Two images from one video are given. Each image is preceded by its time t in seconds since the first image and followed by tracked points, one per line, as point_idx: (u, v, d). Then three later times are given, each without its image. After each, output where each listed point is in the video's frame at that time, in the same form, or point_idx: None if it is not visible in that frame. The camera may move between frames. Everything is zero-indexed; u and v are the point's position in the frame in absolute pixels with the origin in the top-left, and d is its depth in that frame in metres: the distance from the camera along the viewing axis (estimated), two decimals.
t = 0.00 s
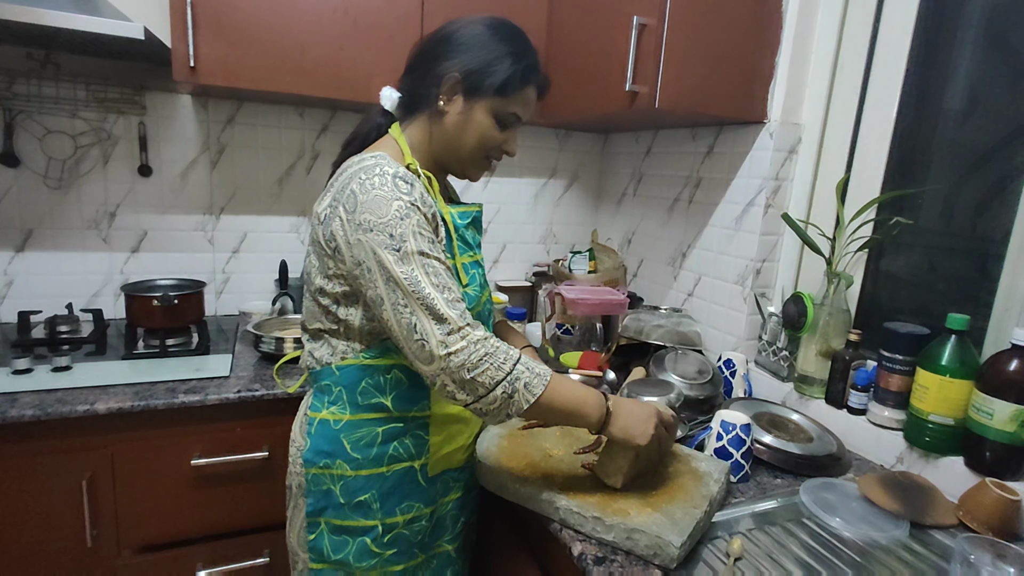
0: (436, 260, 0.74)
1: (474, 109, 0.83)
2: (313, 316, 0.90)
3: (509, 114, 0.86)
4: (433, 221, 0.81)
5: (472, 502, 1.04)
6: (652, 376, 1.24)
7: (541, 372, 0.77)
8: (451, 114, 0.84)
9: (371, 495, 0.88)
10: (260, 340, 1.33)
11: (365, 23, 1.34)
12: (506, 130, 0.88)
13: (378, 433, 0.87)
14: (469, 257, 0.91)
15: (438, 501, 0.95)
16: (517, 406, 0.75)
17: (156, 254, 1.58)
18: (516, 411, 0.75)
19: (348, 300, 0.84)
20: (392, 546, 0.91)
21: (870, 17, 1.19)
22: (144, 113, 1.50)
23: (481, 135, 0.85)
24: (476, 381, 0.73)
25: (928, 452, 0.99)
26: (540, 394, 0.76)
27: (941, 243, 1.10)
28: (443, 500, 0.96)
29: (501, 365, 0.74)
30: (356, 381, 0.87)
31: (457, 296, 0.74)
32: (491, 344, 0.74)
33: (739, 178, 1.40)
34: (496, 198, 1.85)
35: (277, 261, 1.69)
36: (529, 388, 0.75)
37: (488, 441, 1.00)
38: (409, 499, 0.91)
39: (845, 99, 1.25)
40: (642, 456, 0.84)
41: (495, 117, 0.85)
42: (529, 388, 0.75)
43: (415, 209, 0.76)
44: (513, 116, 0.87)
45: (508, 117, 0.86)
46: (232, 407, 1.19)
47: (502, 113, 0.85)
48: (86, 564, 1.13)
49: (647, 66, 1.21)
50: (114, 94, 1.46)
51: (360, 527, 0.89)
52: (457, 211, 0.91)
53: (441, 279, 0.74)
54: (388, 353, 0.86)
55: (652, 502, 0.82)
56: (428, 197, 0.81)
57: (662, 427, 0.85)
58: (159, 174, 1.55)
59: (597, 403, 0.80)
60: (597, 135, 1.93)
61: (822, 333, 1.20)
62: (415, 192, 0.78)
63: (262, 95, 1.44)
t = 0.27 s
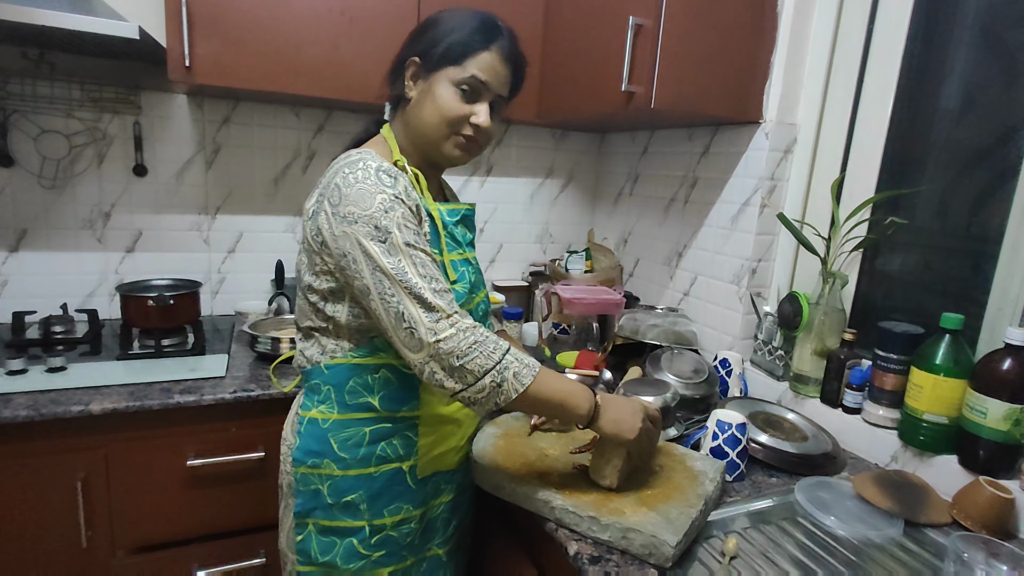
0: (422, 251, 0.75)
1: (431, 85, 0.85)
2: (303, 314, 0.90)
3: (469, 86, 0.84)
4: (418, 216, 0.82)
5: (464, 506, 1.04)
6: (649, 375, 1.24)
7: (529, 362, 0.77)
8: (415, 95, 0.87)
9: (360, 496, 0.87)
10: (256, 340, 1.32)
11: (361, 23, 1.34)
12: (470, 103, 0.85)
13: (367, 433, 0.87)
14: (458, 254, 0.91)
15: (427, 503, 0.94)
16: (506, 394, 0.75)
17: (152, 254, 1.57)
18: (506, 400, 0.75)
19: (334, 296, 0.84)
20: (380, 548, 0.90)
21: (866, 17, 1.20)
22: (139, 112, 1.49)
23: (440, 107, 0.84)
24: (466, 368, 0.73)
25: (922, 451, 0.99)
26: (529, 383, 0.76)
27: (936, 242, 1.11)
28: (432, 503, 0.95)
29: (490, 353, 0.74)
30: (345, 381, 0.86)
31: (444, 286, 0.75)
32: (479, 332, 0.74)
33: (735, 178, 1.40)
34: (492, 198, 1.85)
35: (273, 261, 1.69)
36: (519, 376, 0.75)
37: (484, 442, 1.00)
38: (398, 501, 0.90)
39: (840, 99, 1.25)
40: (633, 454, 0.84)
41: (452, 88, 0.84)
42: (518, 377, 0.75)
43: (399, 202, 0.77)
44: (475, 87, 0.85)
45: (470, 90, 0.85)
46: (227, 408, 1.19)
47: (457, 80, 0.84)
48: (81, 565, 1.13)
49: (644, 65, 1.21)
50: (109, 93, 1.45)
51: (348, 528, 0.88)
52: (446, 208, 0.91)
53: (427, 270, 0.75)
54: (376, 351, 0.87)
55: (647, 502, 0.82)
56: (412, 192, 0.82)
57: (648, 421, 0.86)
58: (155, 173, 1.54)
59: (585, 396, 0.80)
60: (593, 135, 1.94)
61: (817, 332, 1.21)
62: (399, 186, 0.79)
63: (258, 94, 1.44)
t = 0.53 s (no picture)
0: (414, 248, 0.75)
1: (429, 87, 0.84)
2: (297, 314, 0.91)
3: (468, 89, 0.84)
4: (408, 214, 0.82)
5: (463, 505, 1.03)
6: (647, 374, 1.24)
7: (524, 356, 0.77)
8: (410, 97, 0.87)
9: (355, 495, 0.88)
10: (253, 340, 1.32)
11: (358, 22, 1.34)
12: (469, 107, 0.86)
13: (360, 432, 0.87)
14: (450, 253, 0.91)
15: (424, 502, 0.94)
16: (502, 387, 0.75)
17: (148, 254, 1.57)
18: (501, 394, 0.75)
19: (327, 296, 0.85)
20: (376, 547, 0.90)
21: (862, 17, 1.20)
22: (135, 111, 1.49)
23: (439, 111, 0.84)
24: (461, 361, 0.73)
25: (919, 449, 1.00)
26: (524, 377, 0.76)
27: (932, 241, 1.11)
28: (429, 502, 0.95)
29: (486, 346, 0.74)
30: (339, 380, 0.86)
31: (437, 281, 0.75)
32: (473, 326, 0.75)
33: (732, 178, 1.40)
34: (490, 197, 1.85)
35: (271, 261, 1.69)
36: (514, 370, 0.75)
37: (483, 441, 0.99)
38: (393, 500, 0.90)
39: (836, 99, 1.26)
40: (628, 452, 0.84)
41: (451, 91, 0.84)
42: (513, 371, 0.75)
43: (388, 199, 0.77)
44: (474, 91, 0.85)
45: (468, 93, 0.85)
46: (225, 408, 1.18)
47: (456, 84, 0.84)
48: (78, 566, 1.13)
49: (641, 65, 1.21)
50: (105, 92, 1.45)
51: (343, 526, 0.89)
52: (438, 207, 0.91)
53: (419, 266, 0.75)
54: (368, 351, 0.86)
55: (646, 501, 0.82)
56: (401, 190, 0.82)
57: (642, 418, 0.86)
58: (151, 173, 1.54)
59: (581, 394, 0.80)
60: (591, 134, 1.94)
61: (814, 331, 1.21)
62: (388, 183, 0.79)
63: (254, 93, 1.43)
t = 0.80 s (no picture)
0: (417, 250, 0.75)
1: (442, 98, 0.83)
2: (301, 318, 0.90)
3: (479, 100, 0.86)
4: (411, 214, 0.82)
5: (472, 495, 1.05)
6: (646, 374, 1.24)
7: (526, 359, 0.77)
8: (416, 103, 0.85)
9: (373, 493, 0.88)
10: (252, 340, 1.32)
11: (357, 21, 1.34)
12: (475, 115, 0.87)
13: (376, 432, 0.87)
14: (450, 247, 0.91)
15: (438, 495, 0.95)
16: (504, 390, 0.75)
17: (146, 253, 1.56)
18: (504, 397, 0.75)
19: (334, 299, 0.84)
20: (395, 542, 0.91)
21: (860, 17, 1.20)
22: (133, 111, 1.48)
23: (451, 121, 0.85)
24: (463, 366, 0.73)
25: (917, 448, 1.00)
26: (526, 379, 0.76)
27: (929, 241, 1.12)
28: (444, 495, 0.96)
29: (487, 350, 0.74)
30: (352, 381, 0.86)
31: (440, 284, 0.75)
32: (475, 329, 0.75)
33: (731, 177, 1.41)
34: (488, 197, 1.85)
35: (269, 261, 1.68)
36: (516, 372, 0.75)
37: (482, 440, 0.99)
38: (410, 495, 0.91)
39: (835, 98, 1.26)
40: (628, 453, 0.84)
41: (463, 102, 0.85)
42: (515, 373, 0.75)
43: (391, 201, 0.77)
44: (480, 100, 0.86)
45: (474, 102, 0.86)
46: (223, 408, 1.18)
47: (466, 96, 0.84)
48: (76, 567, 1.12)
49: (640, 64, 1.21)
50: (102, 91, 1.44)
51: (361, 526, 0.89)
52: (434, 202, 0.91)
53: (422, 268, 0.75)
54: (378, 351, 0.87)
55: (646, 499, 0.82)
56: (404, 190, 0.81)
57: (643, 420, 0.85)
58: (149, 172, 1.53)
59: (581, 396, 0.80)
60: (589, 134, 1.94)
61: (813, 330, 1.21)
62: (391, 184, 0.78)
63: (252, 93, 1.43)
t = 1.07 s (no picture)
0: (419, 248, 0.75)
1: (452, 117, 0.86)
2: (305, 318, 0.90)
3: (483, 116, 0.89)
4: (414, 212, 0.82)
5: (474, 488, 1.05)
6: (643, 373, 1.25)
7: (525, 357, 0.77)
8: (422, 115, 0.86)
9: (385, 488, 0.88)
10: (249, 340, 1.32)
11: (354, 21, 1.34)
12: (473, 126, 0.90)
13: (386, 427, 0.88)
14: (450, 243, 0.92)
15: (447, 487, 0.95)
16: (502, 388, 0.75)
17: (142, 253, 1.56)
18: (502, 395, 0.75)
19: (338, 298, 0.84)
20: (407, 536, 0.90)
21: (856, 18, 1.21)
22: (129, 110, 1.48)
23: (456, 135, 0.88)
24: (462, 364, 0.73)
25: (912, 446, 1.01)
26: (523, 377, 0.75)
27: (925, 240, 1.12)
28: (452, 487, 0.97)
29: (486, 348, 0.74)
30: (361, 378, 0.87)
31: (440, 282, 0.75)
32: (474, 327, 0.75)
33: (728, 177, 1.41)
34: (486, 196, 1.85)
35: (266, 260, 1.68)
36: (514, 370, 0.75)
37: (480, 439, 0.99)
38: (421, 488, 0.91)
39: (831, 98, 1.26)
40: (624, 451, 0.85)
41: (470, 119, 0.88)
42: (513, 371, 0.75)
43: (395, 199, 0.77)
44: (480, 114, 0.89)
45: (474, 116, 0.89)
46: (220, 407, 1.18)
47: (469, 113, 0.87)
48: (73, 567, 1.12)
49: (636, 64, 1.22)
50: (98, 91, 1.44)
51: (374, 523, 0.88)
52: (431, 200, 0.91)
53: (423, 266, 0.75)
54: (385, 348, 0.87)
55: (643, 498, 0.83)
56: (407, 189, 0.82)
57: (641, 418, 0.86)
58: (145, 172, 1.53)
59: (579, 395, 0.81)
60: (586, 133, 1.94)
61: (809, 330, 1.22)
62: (395, 183, 0.79)
63: (249, 92, 1.43)
